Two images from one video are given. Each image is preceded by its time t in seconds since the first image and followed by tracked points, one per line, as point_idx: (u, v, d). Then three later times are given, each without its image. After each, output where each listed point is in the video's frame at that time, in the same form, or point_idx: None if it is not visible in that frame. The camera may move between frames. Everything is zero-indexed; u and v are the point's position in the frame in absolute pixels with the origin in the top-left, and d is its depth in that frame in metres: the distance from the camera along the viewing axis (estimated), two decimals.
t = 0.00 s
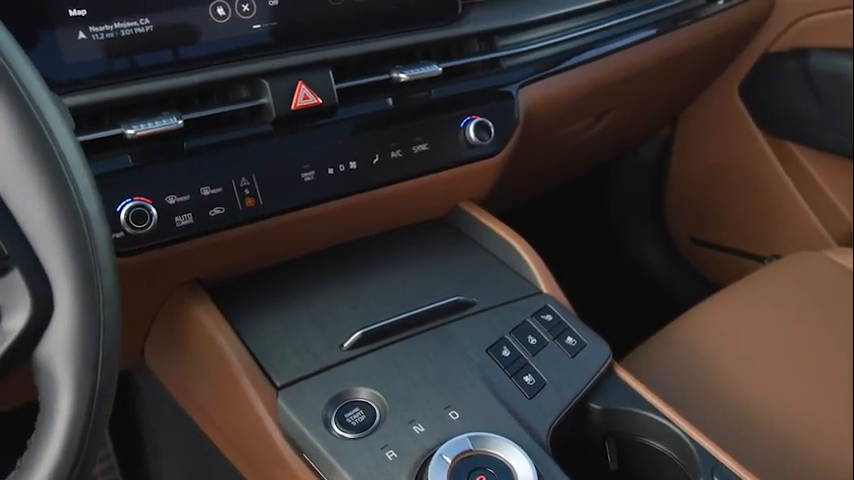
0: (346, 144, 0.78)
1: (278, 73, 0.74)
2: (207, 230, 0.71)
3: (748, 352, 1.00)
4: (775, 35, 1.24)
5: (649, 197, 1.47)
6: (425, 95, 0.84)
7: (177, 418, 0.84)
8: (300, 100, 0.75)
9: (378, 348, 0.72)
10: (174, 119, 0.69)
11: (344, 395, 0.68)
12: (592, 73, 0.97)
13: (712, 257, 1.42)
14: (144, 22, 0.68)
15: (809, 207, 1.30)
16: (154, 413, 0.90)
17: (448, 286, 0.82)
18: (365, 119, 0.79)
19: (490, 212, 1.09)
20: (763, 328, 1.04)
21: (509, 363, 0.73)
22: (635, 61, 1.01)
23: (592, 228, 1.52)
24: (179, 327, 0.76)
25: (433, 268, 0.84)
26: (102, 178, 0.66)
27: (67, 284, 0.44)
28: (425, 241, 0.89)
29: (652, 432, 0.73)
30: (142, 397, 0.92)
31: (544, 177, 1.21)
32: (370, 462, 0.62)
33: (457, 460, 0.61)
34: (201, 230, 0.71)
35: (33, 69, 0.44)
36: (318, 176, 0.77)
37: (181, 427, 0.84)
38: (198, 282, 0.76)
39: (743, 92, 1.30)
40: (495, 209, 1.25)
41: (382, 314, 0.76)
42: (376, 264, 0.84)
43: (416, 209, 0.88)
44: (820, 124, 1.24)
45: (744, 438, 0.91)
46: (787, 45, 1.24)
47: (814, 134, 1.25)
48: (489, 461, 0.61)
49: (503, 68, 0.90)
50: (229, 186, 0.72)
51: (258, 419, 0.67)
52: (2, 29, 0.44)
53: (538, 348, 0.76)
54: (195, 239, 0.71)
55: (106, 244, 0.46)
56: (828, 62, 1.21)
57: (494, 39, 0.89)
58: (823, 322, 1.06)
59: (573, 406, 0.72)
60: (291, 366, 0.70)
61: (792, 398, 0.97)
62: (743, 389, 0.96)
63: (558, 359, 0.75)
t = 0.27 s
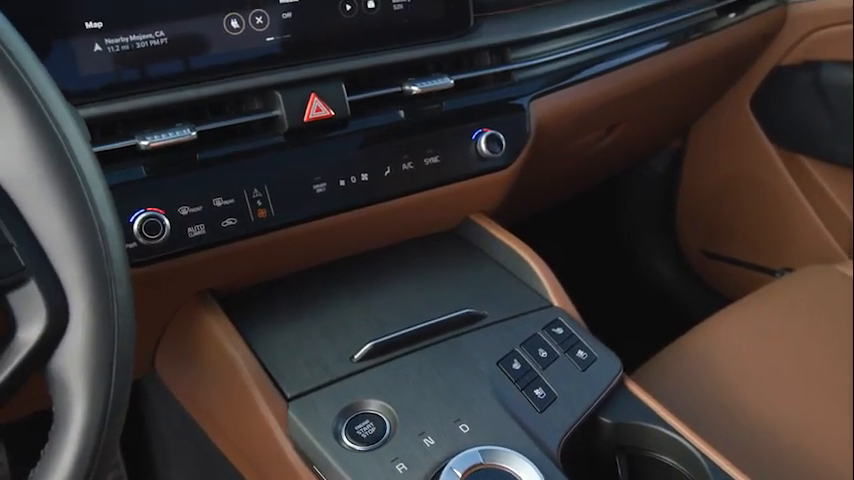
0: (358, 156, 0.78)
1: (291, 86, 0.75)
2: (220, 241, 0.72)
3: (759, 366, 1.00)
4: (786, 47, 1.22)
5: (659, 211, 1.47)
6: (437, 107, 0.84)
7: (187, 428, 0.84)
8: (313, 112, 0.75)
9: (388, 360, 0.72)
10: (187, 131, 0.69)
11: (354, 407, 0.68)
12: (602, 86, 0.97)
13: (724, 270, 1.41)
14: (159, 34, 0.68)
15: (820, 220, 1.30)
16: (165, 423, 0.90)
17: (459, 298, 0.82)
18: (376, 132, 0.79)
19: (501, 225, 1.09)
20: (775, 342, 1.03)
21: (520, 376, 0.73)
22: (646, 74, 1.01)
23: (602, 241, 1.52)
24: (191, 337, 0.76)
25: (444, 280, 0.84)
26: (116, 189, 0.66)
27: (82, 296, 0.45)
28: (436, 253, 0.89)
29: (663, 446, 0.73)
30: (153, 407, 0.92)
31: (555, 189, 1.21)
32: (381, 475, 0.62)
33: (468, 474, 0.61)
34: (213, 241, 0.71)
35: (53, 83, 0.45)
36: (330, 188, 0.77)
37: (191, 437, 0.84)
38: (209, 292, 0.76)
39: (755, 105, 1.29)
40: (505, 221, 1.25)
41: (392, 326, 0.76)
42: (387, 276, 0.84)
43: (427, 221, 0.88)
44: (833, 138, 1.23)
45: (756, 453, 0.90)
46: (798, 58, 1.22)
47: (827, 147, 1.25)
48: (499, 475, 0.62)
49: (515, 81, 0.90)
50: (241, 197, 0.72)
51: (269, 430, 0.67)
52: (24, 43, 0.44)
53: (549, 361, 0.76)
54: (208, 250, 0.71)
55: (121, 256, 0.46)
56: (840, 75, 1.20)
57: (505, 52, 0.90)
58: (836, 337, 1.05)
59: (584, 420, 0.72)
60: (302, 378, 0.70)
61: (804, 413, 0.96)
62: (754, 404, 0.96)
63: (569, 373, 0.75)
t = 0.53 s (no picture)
0: (368, 168, 0.79)
1: (303, 97, 0.75)
2: (231, 251, 0.72)
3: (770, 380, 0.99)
4: (797, 59, 1.22)
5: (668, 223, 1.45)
6: (447, 119, 0.84)
7: (196, 438, 0.84)
8: (324, 123, 0.75)
9: (398, 372, 0.72)
10: (200, 141, 0.69)
11: (364, 418, 0.68)
12: (612, 98, 0.96)
13: (734, 282, 1.40)
14: (172, 46, 0.69)
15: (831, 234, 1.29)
16: (173, 433, 0.90)
17: (468, 310, 0.82)
18: (386, 143, 0.80)
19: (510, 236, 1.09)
20: (785, 356, 1.03)
21: (530, 389, 0.73)
22: (657, 86, 1.01)
23: (611, 251, 1.51)
24: (200, 346, 0.76)
25: (453, 291, 0.85)
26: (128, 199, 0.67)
27: (95, 305, 0.45)
28: (446, 264, 0.89)
29: (673, 460, 0.73)
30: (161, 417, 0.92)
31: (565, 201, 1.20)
32: None
33: None
34: (224, 251, 0.71)
35: (62, 83, 0.44)
36: (340, 199, 0.77)
37: (199, 447, 0.84)
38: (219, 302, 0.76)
39: (766, 118, 1.28)
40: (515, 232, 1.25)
41: (402, 337, 0.76)
42: (396, 287, 0.84)
43: (436, 233, 0.88)
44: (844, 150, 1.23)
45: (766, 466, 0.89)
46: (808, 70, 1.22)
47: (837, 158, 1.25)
48: None
49: (525, 93, 0.90)
50: (252, 208, 0.72)
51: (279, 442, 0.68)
52: (30, 43, 0.44)
53: (558, 374, 0.76)
54: (217, 260, 0.72)
55: (134, 264, 0.46)
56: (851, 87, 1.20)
57: (515, 64, 0.90)
58: (846, 351, 1.05)
59: (593, 433, 0.72)
60: (311, 389, 0.70)
61: (813, 427, 0.96)
62: (764, 418, 0.95)
63: (579, 385, 0.75)
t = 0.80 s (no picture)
0: (379, 180, 0.79)
1: (315, 109, 0.75)
2: (242, 262, 0.72)
3: (781, 396, 0.99)
4: (809, 72, 1.21)
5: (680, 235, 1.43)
6: (459, 131, 0.84)
7: (204, 449, 0.84)
8: (336, 135, 0.76)
9: (408, 384, 0.73)
10: (212, 153, 0.70)
11: (374, 430, 0.68)
12: (623, 111, 0.97)
13: (746, 295, 1.39)
14: (186, 58, 0.70)
15: (846, 247, 1.28)
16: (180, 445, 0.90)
17: (478, 322, 0.81)
18: (397, 155, 0.80)
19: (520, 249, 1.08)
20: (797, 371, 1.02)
21: (540, 403, 0.73)
22: (668, 100, 1.01)
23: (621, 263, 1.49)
24: (211, 356, 0.76)
25: (463, 303, 0.84)
26: (141, 210, 0.67)
27: (110, 319, 0.45)
28: (457, 277, 0.89)
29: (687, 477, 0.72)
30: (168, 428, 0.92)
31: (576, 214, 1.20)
32: None
33: None
34: (235, 262, 0.72)
35: (77, 93, 0.45)
36: (351, 211, 0.78)
37: (207, 458, 0.84)
38: (230, 312, 0.77)
39: (776, 130, 1.28)
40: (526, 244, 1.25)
41: (413, 349, 0.77)
42: (406, 299, 0.84)
43: (446, 245, 0.88)
44: None
45: None
46: (819, 83, 1.22)
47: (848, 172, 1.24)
48: None
49: (537, 106, 0.90)
50: (264, 219, 0.73)
51: (288, 453, 0.68)
52: (46, 53, 0.44)
53: (569, 387, 0.76)
54: (229, 271, 0.72)
55: (148, 277, 0.46)
56: None
57: (527, 76, 0.89)
58: None
59: (603, 448, 0.72)
60: (322, 400, 0.71)
61: (820, 447, 0.96)
62: (775, 434, 0.95)
63: (590, 400, 0.75)
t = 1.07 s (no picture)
0: (389, 191, 0.79)
1: (325, 120, 0.75)
2: (253, 272, 0.73)
3: (791, 410, 0.99)
4: (820, 83, 1.21)
5: (690, 245, 1.42)
6: (469, 142, 0.84)
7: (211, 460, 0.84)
8: (347, 146, 0.76)
9: (417, 395, 0.73)
10: (224, 164, 0.70)
11: (383, 441, 0.69)
12: (632, 122, 0.96)
13: (757, 307, 1.38)
14: (199, 69, 0.70)
15: None
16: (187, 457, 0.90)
17: (488, 334, 0.81)
18: (408, 167, 0.80)
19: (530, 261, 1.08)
20: (807, 385, 1.02)
21: (550, 415, 0.73)
22: (677, 111, 1.01)
23: (629, 276, 1.48)
24: (220, 365, 0.76)
25: (472, 315, 0.84)
26: (153, 220, 0.68)
27: (123, 328, 0.45)
28: (466, 288, 0.89)
29: None
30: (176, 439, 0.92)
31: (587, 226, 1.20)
32: None
33: None
34: (246, 272, 0.72)
35: (91, 103, 0.45)
36: (361, 222, 0.78)
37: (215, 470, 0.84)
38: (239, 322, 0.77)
39: (787, 141, 1.28)
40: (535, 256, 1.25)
41: (422, 360, 0.77)
42: (416, 310, 0.84)
43: (456, 256, 0.88)
44: None
45: None
46: (829, 95, 1.22)
47: None
48: None
49: (547, 117, 0.90)
50: (274, 229, 0.73)
51: (296, 463, 0.68)
52: (61, 63, 0.44)
53: (579, 400, 0.76)
54: (240, 281, 0.72)
55: (161, 287, 0.46)
56: None
57: (538, 88, 0.90)
58: None
59: (612, 461, 0.72)
60: (331, 411, 0.71)
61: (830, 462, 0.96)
62: (786, 448, 0.94)
63: (599, 412, 0.75)
